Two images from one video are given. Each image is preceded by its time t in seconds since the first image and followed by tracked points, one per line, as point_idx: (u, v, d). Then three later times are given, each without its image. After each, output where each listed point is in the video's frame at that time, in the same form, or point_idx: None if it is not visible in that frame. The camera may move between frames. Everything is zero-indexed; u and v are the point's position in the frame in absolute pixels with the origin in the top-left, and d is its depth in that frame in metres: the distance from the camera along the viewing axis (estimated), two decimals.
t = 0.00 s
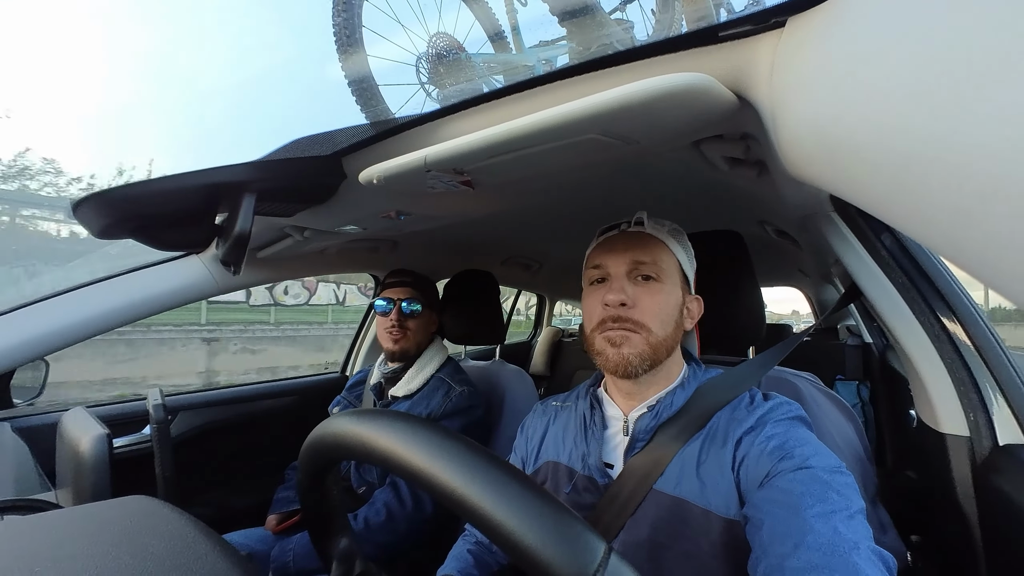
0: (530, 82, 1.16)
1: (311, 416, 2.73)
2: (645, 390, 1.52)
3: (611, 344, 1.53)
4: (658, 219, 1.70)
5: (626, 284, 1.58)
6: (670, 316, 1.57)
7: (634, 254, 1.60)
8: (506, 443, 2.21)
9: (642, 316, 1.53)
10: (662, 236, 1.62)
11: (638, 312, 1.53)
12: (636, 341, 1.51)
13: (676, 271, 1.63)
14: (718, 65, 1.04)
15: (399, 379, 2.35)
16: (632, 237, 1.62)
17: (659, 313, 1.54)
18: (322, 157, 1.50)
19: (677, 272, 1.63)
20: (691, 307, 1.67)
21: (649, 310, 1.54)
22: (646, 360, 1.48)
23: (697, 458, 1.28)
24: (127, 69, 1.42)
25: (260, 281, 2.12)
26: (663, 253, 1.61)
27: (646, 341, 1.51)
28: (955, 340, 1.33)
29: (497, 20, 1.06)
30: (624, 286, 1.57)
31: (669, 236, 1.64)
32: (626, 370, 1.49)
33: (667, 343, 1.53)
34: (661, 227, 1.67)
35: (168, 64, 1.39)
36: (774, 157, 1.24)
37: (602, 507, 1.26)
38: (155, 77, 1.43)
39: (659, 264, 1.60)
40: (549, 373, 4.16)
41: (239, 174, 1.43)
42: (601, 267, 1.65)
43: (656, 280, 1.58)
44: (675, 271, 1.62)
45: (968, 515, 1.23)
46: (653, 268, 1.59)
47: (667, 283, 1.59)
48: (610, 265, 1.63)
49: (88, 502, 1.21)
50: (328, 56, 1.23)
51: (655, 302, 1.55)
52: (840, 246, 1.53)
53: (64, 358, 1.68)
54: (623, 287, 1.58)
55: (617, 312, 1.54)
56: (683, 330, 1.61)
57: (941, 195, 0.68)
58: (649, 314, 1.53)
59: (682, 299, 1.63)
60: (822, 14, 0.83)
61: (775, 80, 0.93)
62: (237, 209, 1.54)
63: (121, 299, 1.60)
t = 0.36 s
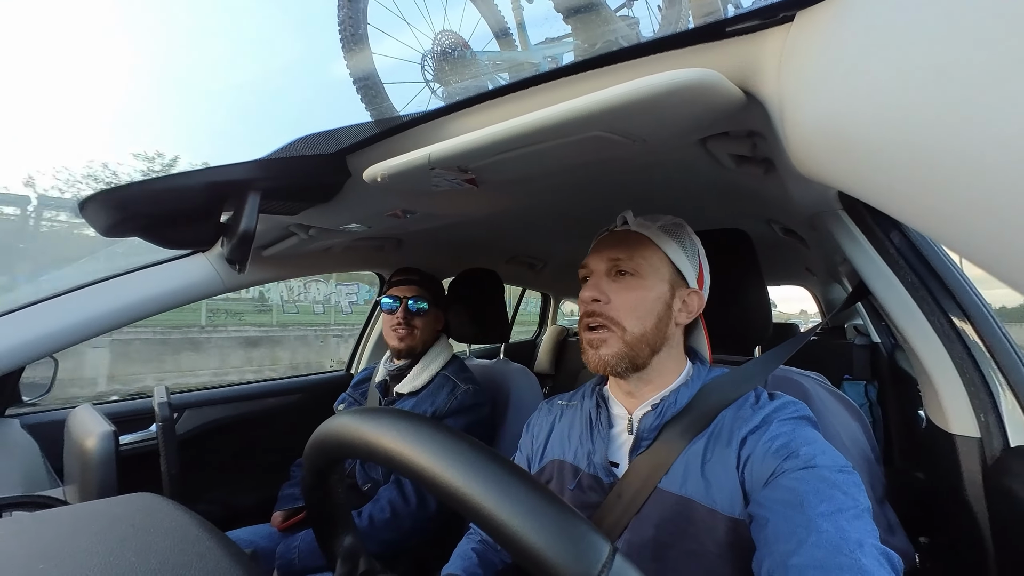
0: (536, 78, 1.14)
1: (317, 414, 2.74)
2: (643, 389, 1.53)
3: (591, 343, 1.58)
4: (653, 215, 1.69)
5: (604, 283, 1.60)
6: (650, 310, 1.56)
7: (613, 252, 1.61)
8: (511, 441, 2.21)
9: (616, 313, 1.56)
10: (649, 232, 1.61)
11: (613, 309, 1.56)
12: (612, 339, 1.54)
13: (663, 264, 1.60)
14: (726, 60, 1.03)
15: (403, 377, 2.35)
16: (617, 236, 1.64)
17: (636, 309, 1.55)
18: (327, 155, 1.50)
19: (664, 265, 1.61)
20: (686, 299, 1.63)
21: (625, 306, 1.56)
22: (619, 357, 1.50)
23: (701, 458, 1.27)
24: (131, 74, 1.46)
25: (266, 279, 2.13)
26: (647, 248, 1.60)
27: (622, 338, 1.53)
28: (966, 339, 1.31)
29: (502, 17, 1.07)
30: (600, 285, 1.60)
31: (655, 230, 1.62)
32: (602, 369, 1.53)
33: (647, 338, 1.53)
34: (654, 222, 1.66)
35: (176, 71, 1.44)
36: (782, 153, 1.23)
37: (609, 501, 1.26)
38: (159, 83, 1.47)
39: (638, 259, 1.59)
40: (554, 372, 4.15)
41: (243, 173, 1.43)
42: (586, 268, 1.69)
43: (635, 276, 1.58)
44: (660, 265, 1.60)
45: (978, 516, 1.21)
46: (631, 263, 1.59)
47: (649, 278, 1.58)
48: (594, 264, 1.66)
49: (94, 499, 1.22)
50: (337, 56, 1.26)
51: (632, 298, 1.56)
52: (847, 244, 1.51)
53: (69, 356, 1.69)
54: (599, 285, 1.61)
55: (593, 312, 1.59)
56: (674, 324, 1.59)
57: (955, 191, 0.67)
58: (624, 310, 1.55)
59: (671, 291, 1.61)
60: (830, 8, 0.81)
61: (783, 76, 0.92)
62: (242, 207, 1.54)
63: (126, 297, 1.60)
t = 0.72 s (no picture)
0: (541, 77, 1.14)
1: (323, 411, 2.76)
2: (650, 389, 1.53)
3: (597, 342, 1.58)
4: (658, 214, 1.68)
5: (610, 282, 1.60)
6: (657, 308, 1.55)
7: (619, 251, 1.61)
8: (516, 439, 2.21)
9: (622, 310, 1.56)
10: (653, 232, 1.60)
11: (619, 306, 1.56)
12: (618, 336, 1.54)
13: (669, 263, 1.60)
14: (733, 58, 1.02)
15: (408, 376, 2.35)
16: (621, 236, 1.64)
17: (642, 307, 1.54)
18: (332, 155, 1.50)
19: (670, 264, 1.60)
20: (692, 298, 1.63)
21: (631, 304, 1.55)
22: (626, 355, 1.50)
23: (708, 459, 1.26)
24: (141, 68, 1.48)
25: (274, 278, 2.14)
26: (652, 247, 1.60)
27: (628, 334, 1.53)
28: (975, 339, 1.30)
29: (507, 15, 1.10)
30: (606, 284, 1.60)
31: (662, 229, 1.61)
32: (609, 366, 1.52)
33: (653, 335, 1.52)
34: (658, 221, 1.65)
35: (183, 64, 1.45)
36: (788, 152, 1.22)
37: (613, 503, 1.25)
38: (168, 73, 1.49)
39: (644, 259, 1.59)
40: (559, 369, 4.15)
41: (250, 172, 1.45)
42: (592, 267, 1.69)
43: (641, 275, 1.57)
44: (666, 264, 1.60)
45: (988, 518, 1.20)
46: (637, 262, 1.58)
47: (656, 277, 1.58)
48: (599, 264, 1.66)
49: (104, 495, 1.23)
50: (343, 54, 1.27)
51: (638, 296, 1.56)
52: (854, 243, 1.50)
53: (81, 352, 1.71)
54: (605, 284, 1.61)
55: (599, 311, 1.58)
56: (681, 323, 1.58)
57: (965, 192, 0.66)
58: (630, 308, 1.55)
59: (678, 291, 1.60)
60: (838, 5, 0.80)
61: (790, 75, 0.91)
62: (248, 207, 1.54)
63: (135, 294, 1.62)
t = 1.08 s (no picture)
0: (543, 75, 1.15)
1: (329, 409, 2.78)
2: (652, 387, 1.53)
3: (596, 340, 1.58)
4: (658, 214, 1.68)
5: (609, 281, 1.60)
6: (657, 306, 1.55)
7: (618, 251, 1.61)
8: (520, 437, 2.22)
9: (621, 309, 1.56)
10: (654, 231, 1.60)
11: (618, 305, 1.56)
12: (617, 335, 1.54)
13: (669, 262, 1.60)
14: (737, 55, 1.01)
15: (413, 374, 2.36)
16: (621, 235, 1.64)
17: (641, 306, 1.54)
18: (336, 154, 1.50)
19: (670, 263, 1.60)
20: (693, 296, 1.62)
21: (631, 303, 1.55)
22: (626, 353, 1.50)
23: (709, 456, 1.26)
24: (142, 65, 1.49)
25: (280, 276, 2.15)
26: (652, 246, 1.59)
27: (628, 334, 1.53)
28: (982, 338, 1.29)
29: (511, 14, 1.04)
30: (606, 284, 1.60)
31: (661, 228, 1.61)
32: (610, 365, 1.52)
33: (654, 334, 1.52)
34: (659, 220, 1.65)
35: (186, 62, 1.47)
36: (794, 150, 1.21)
37: (615, 503, 1.26)
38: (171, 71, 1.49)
39: (643, 258, 1.58)
40: (565, 367, 4.15)
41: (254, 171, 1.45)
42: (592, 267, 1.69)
43: (640, 274, 1.57)
44: (666, 263, 1.59)
45: (995, 517, 1.19)
46: (637, 262, 1.58)
47: (655, 275, 1.57)
48: (599, 264, 1.66)
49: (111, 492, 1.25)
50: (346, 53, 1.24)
51: (638, 295, 1.56)
52: (861, 241, 1.49)
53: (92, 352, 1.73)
54: (604, 284, 1.61)
55: (599, 310, 1.59)
56: (682, 320, 1.58)
57: (970, 189, 0.65)
58: (630, 307, 1.55)
59: (678, 289, 1.60)
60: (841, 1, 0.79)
61: (794, 72, 0.90)
62: (254, 205, 1.58)
63: (144, 292, 1.64)
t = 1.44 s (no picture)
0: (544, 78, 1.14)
1: (332, 411, 2.78)
2: (659, 387, 1.52)
3: (616, 339, 1.55)
4: (666, 214, 1.69)
5: (629, 280, 1.58)
6: (676, 306, 1.56)
7: (637, 250, 1.60)
8: (524, 438, 2.22)
9: (645, 309, 1.54)
10: (669, 230, 1.61)
11: (642, 305, 1.54)
12: (641, 335, 1.52)
13: (685, 262, 1.61)
14: (738, 54, 1.01)
15: (416, 375, 2.37)
16: (636, 233, 1.62)
17: (663, 306, 1.54)
18: (339, 157, 1.51)
19: (686, 263, 1.61)
20: (703, 297, 1.65)
21: (654, 302, 1.54)
22: (651, 353, 1.49)
23: (715, 456, 1.26)
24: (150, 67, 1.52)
25: (283, 279, 2.16)
26: (669, 246, 1.60)
27: (652, 334, 1.51)
28: (987, 334, 1.28)
29: (510, 14, 1.13)
30: (627, 282, 1.58)
31: (675, 228, 1.62)
32: (632, 364, 1.50)
33: (674, 334, 1.52)
34: (669, 219, 1.66)
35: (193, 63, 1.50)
36: (795, 148, 1.21)
37: (621, 502, 1.26)
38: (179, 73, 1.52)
39: (662, 257, 1.59)
40: (567, 367, 4.15)
41: (258, 174, 1.46)
42: (606, 265, 1.66)
43: (660, 274, 1.57)
44: (682, 263, 1.60)
45: (1002, 515, 1.19)
46: (657, 261, 1.58)
47: (674, 276, 1.58)
48: (615, 263, 1.64)
49: (117, 494, 1.25)
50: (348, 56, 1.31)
51: (659, 295, 1.55)
52: (862, 237, 1.49)
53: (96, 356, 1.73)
54: (625, 283, 1.58)
55: (620, 309, 1.56)
56: (694, 321, 1.60)
57: (976, 185, 0.65)
58: (653, 307, 1.54)
59: (693, 289, 1.62)
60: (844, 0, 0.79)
61: (796, 71, 0.90)
62: (257, 207, 1.56)
63: (149, 295, 1.64)
